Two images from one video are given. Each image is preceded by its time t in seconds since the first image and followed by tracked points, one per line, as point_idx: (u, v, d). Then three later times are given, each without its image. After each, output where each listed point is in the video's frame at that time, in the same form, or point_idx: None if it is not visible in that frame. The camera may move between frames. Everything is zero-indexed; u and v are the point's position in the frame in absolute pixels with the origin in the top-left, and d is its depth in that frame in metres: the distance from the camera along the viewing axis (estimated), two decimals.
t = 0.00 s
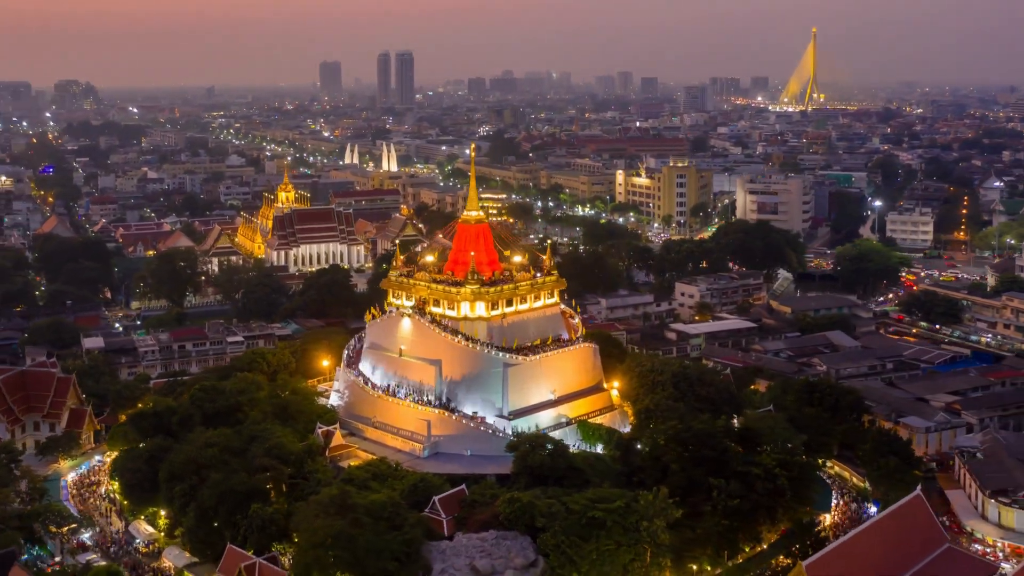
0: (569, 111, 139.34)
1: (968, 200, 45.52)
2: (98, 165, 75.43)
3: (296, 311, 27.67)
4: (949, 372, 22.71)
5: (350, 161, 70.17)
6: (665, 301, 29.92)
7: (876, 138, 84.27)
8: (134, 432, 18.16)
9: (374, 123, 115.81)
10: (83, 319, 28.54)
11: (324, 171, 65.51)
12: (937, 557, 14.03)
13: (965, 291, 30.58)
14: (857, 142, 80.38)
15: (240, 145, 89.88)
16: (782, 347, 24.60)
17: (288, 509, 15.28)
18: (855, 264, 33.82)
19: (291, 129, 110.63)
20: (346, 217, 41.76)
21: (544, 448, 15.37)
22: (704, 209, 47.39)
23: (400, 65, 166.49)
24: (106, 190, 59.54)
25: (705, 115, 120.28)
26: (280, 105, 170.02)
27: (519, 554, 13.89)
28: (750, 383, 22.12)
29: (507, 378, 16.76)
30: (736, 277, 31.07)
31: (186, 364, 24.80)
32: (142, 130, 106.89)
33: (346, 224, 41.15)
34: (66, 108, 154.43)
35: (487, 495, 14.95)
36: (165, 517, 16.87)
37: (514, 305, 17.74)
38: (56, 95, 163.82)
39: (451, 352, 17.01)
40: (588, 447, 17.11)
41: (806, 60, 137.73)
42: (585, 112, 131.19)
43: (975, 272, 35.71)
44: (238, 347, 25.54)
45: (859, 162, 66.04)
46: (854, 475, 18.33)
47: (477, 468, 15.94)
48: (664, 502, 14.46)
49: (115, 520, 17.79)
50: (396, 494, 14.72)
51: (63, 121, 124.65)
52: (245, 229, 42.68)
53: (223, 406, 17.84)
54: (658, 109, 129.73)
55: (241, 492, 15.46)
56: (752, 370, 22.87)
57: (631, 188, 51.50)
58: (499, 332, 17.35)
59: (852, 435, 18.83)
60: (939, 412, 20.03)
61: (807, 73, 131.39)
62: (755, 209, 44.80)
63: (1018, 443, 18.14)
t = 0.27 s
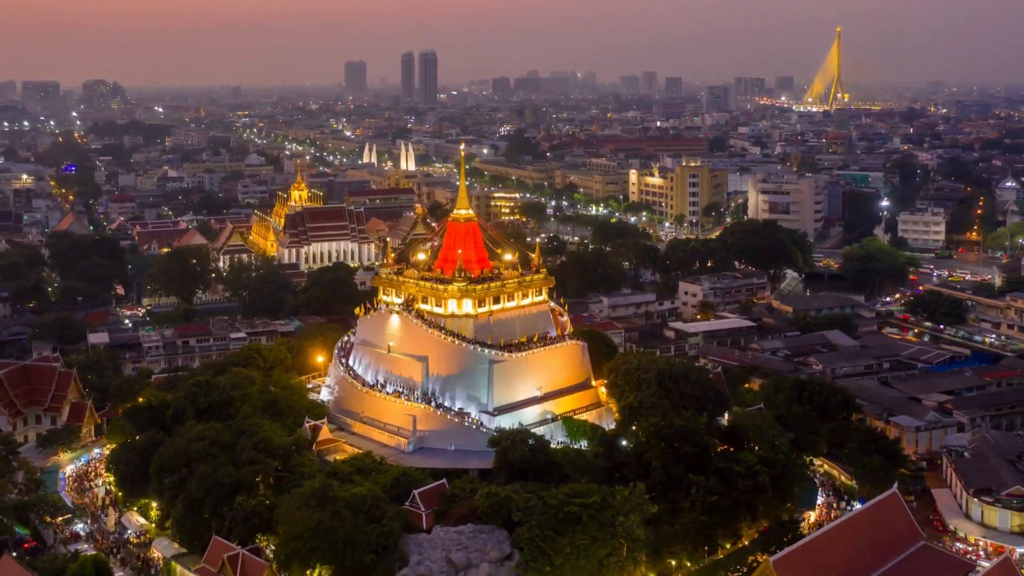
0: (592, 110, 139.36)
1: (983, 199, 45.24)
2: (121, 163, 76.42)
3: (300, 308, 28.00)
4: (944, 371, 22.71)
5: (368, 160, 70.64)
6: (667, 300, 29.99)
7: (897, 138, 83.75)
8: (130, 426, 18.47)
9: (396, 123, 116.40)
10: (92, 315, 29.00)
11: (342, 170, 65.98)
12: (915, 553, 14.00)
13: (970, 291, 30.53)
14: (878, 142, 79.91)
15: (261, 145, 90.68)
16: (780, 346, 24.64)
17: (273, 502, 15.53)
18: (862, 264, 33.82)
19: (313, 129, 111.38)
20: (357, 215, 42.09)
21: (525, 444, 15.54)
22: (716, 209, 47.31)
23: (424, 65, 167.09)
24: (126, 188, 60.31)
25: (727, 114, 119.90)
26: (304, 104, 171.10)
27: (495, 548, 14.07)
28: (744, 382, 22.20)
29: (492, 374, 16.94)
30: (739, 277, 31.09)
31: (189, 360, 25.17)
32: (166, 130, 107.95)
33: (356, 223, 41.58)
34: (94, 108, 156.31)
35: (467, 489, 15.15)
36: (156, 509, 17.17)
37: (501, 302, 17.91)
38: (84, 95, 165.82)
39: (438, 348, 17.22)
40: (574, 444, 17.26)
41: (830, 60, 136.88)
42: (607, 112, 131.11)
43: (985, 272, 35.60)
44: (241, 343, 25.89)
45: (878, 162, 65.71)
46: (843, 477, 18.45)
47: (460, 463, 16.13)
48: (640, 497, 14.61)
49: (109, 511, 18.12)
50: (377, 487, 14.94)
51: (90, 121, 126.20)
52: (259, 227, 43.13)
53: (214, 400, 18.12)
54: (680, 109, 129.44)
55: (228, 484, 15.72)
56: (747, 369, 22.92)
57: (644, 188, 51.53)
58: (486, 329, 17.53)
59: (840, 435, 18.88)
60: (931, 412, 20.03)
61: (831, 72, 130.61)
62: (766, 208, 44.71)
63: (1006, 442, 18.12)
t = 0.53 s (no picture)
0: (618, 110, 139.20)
1: (1001, 200, 44.88)
2: (147, 162, 77.44)
3: (305, 304, 28.39)
4: (939, 371, 22.70)
5: (390, 159, 71.15)
6: (671, 299, 30.09)
7: (923, 139, 83.06)
8: (125, 418, 18.88)
9: (421, 122, 116.91)
10: (103, 311, 29.57)
11: (362, 169, 66.50)
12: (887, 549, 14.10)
13: (976, 292, 30.49)
14: (902, 143, 79.33)
15: (286, 144, 91.51)
16: (777, 345, 24.69)
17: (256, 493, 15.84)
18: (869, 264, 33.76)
19: (339, 128, 112.13)
20: (371, 214, 42.49)
21: (503, 438, 15.74)
22: (732, 209, 47.21)
23: (452, 65, 167.64)
24: (150, 187, 61.15)
25: (753, 114, 119.35)
26: (333, 104, 172.18)
27: (468, 540, 14.30)
28: (737, 380, 22.31)
29: (475, 370, 17.16)
30: (744, 277, 31.12)
31: (194, 355, 25.61)
32: (193, 129, 109.11)
33: (370, 221, 42.02)
34: (126, 107, 158.27)
35: (445, 482, 15.38)
36: (148, 499, 17.54)
37: (487, 299, 18.13)
38: (116, 95, 167.94)
39: (423, 344, 17.45)
40: (557, 439, 17.43)
41: (859, 60, 135.81)
42: (633, 112, 130.91)
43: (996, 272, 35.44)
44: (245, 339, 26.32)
45: (900, 163, 65.29)
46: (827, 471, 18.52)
47: (441, 457, 16.35)
48: (614, 492, 14.81)
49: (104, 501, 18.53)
50: (356, 479, 15.20)
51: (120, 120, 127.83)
52: (275, 225, 43.64)
53: (207, 393, 18.46)
54: (706, 108, 129.05)
55: (213, 475, 16.05)
56: (742, 367, 23.01)
57: (660, 187, 51.54)
58: (471, 326, 17.74)
59: (827, 433, 18.93)
60: (920, 411, 20.06)
61: (860, 71, 129.62)
62: (780, 209, 44.60)
63: (992, 442, 18.13)
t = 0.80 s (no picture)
0: (645, 110, 138.90)
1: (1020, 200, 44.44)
2: (174, 160, 78.39)
3: (312, 301, 28.77)
4: (936, 371, 22.70)
5: (411, 158, 71.61)
6: (675, 298, 30.19)
7: (949, 139, 82.32)
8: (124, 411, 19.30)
9: (447, 122, 117.35)
10: (116, 307, 30.11)
11: (384, 168, 67.00)
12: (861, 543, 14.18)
13: (983, 294, 30.39)
14: (928, 143, 78.68)
15: (311, 143, 92.25)
16: (775, 344, 24.76)
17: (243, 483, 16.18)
18: (877, 264, 33.63)
19: (365, 128, 112.82)
20: (385, 212, 42.88)
21: (484, 433, 15.99)
22: (747, 209, 47.17)
23: (480, 65, 168.02)
24: (173, 186, 61.94)
25: (780, 114, 118.71)
26: (361, 104, 173.19)
27: (444, 531, 14.55)
28: (731, 377, 22.40)
29: (461, 365, 17.40)
30: (749, 276, 31.16)
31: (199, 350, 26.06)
32: (221, 128, 110.19)
33: (384, 219, 42.42)
34: (158, 106, 160.10)
35: (425, 475, 15.65)
36: (142, 489, 17.93)
37: (475, 296, 18.37)
38: (149, 94, 169.89)
39: (410, 339, 17.73)
40: (542, 434, 17.64)
41: (889, 60, 134.65)
42: (659, 112, 130.64)
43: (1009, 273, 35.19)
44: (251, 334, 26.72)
45: (923, 163, 64.83)
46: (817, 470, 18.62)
47: (424, 450, 16.58)
48: (589, 485, 15.04)
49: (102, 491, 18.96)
50: (337, 472, 15.50)
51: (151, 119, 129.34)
52: (291, 223, 44.13)
53: (202, 386, 18.84)
54: (733, 108, 128.56)
55: (201, 466, 16.41)
56: (737, 365, 23.11)
57: (677, 187, 51.51)
58: (458, 322, 17.97)
59: (814, 431, 19.00)
60: (911, 410, 20.09)
61: (889, 70, 128.56)
62: (795, 208, 44.52)
63: (978, 442, 18.14)
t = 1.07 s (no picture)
0: (668, 109, 138.60)
1: None
2: (196, 160, 79.18)
3: (318, 298, 29.15)
4: (932, 371, 22.75)
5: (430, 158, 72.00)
6: (679, 297, 30.30)
7: (973, 139, 81.68)
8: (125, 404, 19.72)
9: (469, 121, 117.71)
10: (128, 303, 30.63)
11: (402, 167, 67.43)
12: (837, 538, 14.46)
13: (989, 295, 30.34)
14: (950, 143, 78.13)
15: (333, 142, 92.86)
16: (774, 343, 24.86)
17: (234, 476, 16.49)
18: (886, 265, 33.50)
19: (388, 127, 113.39)
20: (398, 212, 43.22)
21: (468, 428, 16.25)
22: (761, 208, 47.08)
23: (504, 65, 168.26)
24: (193, 184, 62.63)
25: (803, 114, 118.16)
26: (385, 104, 173.90)
27: (426, 524, 14.80)
28: (727, 375, 22.53)
29: (450, 362, 17.67)
30: (754, 275, 31.24)
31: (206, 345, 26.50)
32: (246, 127, 111.13)
33: (396, 218, 42.70)
34: (184, 106, 161.47)
35: (410, 468, 15.91)
36: (140, 481, 18.30)
37: (466, 293, 18.66)
38: (175, 93, 171.35)
39: (401, 336, 18.03)
40: (530, 430, 17.87)
41: (915, 59, 133.60)
42: (681, 112, 130.41)
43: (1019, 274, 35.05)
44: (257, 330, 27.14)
45: (942, 162, 64.44)
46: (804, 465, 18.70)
47: (412, 444, 16.87)
48: (569, 480, 15.30)
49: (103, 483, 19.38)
50: (324, 465, 15.80)
51: (177, 118, 130.57)
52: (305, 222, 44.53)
53: (200, 380, 19.18)
54: (756, 108, 128.08)
55: (195, 458, 16.75)
56: (734, 364, 23.23)
57: (691, 187, 51.51)
58: (448, 320, 18.28)
59: (804, 429, 19.09)
60: (903, 409, 20.14)
61: (915, 70, 127.60)
62: (807, 208, 44.48)
63: (966, 440, 18.20)
